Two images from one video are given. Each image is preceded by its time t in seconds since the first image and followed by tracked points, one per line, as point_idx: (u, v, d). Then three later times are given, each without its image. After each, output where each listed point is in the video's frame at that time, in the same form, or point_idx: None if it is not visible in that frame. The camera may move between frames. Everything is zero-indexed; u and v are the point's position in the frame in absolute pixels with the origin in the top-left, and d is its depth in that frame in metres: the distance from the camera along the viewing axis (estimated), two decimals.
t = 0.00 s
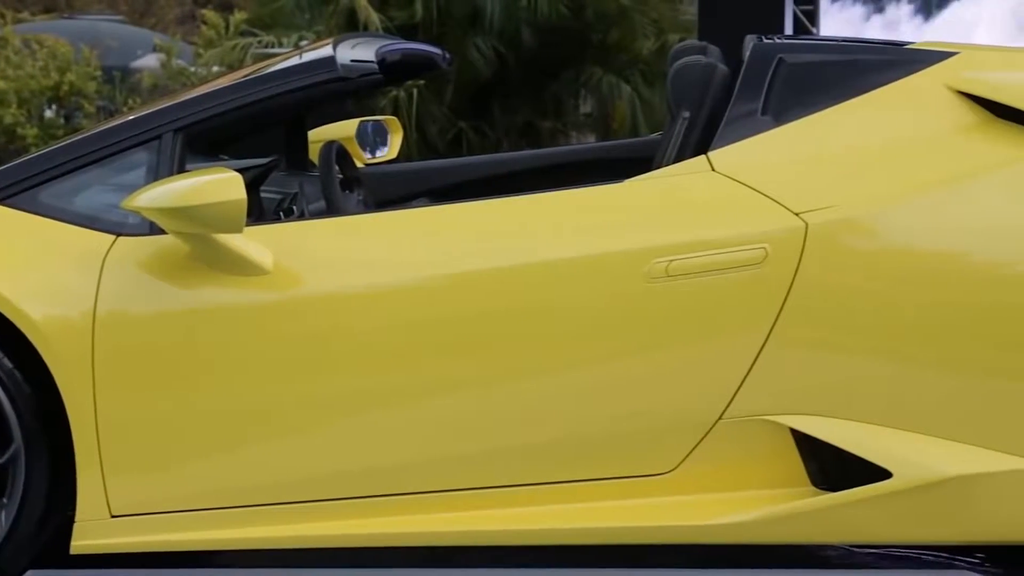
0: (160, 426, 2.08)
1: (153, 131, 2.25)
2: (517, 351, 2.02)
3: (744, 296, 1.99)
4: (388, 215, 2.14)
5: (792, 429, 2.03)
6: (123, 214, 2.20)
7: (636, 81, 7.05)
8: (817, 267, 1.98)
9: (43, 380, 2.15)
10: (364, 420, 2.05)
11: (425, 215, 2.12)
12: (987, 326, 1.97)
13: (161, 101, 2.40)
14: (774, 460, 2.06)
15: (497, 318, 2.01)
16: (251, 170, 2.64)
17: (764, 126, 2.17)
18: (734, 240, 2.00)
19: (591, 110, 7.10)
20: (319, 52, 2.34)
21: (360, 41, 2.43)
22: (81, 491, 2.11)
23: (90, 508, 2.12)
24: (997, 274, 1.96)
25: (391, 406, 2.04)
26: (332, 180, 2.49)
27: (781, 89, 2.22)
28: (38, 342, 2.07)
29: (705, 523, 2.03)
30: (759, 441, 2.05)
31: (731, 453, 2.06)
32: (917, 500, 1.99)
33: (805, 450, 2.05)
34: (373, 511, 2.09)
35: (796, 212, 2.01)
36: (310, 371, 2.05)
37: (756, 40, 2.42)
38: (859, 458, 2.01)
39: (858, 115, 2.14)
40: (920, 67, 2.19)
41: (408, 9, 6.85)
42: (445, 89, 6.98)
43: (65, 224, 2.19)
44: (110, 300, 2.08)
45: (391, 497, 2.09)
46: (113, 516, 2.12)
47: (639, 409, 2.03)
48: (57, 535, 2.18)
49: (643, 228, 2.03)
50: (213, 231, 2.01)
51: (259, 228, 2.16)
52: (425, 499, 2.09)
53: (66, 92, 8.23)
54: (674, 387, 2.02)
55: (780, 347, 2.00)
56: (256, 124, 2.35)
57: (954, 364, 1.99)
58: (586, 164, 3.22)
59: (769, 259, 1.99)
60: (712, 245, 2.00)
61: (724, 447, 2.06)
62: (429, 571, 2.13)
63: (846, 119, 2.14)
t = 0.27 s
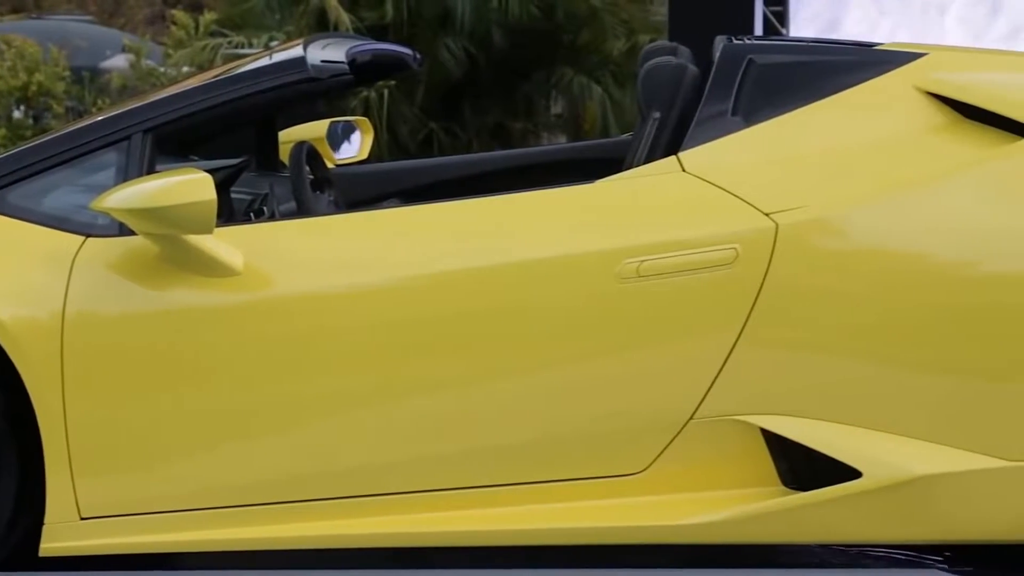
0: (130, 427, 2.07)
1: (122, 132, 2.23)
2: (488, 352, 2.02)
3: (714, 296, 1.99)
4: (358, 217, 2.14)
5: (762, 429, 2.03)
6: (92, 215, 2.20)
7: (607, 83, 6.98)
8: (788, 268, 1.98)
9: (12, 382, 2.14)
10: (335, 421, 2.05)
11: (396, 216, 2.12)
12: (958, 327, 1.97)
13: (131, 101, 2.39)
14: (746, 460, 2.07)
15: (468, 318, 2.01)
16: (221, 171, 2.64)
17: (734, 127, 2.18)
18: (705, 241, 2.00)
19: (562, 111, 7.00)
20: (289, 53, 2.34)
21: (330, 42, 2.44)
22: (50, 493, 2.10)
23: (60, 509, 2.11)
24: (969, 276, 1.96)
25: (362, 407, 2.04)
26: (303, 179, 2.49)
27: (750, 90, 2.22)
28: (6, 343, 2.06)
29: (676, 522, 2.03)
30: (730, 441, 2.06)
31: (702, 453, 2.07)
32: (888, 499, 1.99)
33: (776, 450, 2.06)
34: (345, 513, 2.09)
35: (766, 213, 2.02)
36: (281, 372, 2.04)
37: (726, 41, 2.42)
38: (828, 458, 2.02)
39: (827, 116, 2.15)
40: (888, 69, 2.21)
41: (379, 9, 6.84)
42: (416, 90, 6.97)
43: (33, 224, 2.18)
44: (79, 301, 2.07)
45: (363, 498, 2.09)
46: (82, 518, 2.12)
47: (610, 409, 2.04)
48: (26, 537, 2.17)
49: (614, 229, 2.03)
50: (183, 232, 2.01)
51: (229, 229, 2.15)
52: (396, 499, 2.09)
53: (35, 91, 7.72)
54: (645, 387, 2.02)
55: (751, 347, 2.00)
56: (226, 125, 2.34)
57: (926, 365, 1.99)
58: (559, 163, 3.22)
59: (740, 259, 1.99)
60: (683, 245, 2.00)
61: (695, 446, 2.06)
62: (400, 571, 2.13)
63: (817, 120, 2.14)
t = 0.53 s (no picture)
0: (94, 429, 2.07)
1: (86, 133, 2.22)
2: (454, 352, 2.01)
3: (679, 296, 1.99)
4: (323, 218, 2.14)
5: (729, 429, 2.04)
6: (56, 216, 2.20)
7: (570, 82, 6.99)
8: (753, 268, 1.99)
9: None
10: (300, 422, 2.04)
11: (360, 218, 2.12)
12: (924, 327, 1.97)
13: (94, 102, 2.38)
14: (712, 460, 2.07)
15: (434, 319, 2.01)
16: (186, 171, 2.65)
17: (699, 127, 2.18)
18: (670, 241, 2.00)
19: (527, 111, 7.08)
20: (254, 53, 2.33)
21: (295, 42, 2.44)
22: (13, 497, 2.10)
23: (23, 511, 2.11)
24: (933, 275, 1.96)
25: (328, 407, 2.04)
26: (268, 179, 2.48)
27: (714, 91, 2.23)
28: None
29: (641, 522, 2.04)
30: (695, 442, 2.06)
31: (668, 454, 2.07)
32: (852, 499, 2.00)
33: (741, 450, 2.06)
34: (310, 514, 2.09)
35: (732, 213, 2.02)
36: (246, 373, 2.04)
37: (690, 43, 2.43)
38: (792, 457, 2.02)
39: (792, 117, 2.16)
40: (852, 70, 2.23)
41: (343, 9, 6.82)
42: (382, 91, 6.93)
43: None
44: (42, 302, 2.07)
45: (328, 499, 2.08)
46: (46, 520, 2.12)
47: (576, 411, 2.04)
48: None
49: (580, 229, 2.03)
50: (148, 232, 2.00)
51: (194, 231, 2.15)
52: (362, 500, 2.08)
53: None
54: (610, 388, 2.03)
55: (716, 347, 2.00)
56: (190, 126, 2.33)
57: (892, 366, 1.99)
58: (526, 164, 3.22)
59: (704, 259, 1.99)
60: (648, 245, 2.00)
61: (660, 447, 2.06)
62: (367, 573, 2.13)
63: (781, 122, 2.15)
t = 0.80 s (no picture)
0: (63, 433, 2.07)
1: (53, 134, 2.21)
2: (424, 354, 2.02)
3: (648, 297, 2.00)
4: (292, 219, 2.13)
5: (697, 429, 2.04)
6: (22, 217, 2.20)
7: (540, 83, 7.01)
8: (721, 269, 1.99)
9: None
10: (271, 424, 2.05)
11: (328, 219, 2.11)
12: (892, 328, 1.97)
13: (61, 103, 2.37)
14: (681, 460, 2.08)
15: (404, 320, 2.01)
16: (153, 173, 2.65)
17: (668, 128, 2.19)
18: (638, 242, 2.00)
19: (496, 112, 7.09)
20: (222, 53, 2.32)
21: (263, 42, 2.44)
22: None
23: None
24: (901, 276, 1.96)
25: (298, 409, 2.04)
26: (236, 181, 2.47)
27: (683, 91, 2.24)
28: None
29: (612, 523, 2.04)
30: (664, 442, 2.07)
31: (637, 455, 2.08)
32: (822, 499, 2.00)
33: (710, 450, 2.07)
34: (282, 516, 2.10)
35: (700, 213, 2.02)
36: (216, 376, 2.04)
37: (659, 43, 2.43)
38: (762, 456, 2.03)
39: (760, 118, 2.16)
40: (820, 71, 2.24)
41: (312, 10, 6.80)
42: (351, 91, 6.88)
43: None
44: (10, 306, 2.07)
45: (300, 500, 2.09)
46: (13, 523, 2.13)
47: (546, 413, 2.04)
48: None
49: (549, 230, 2.03)
50: (115, 233, 1.99)
51: (163, 233, 2.15)
52: (334, 502, 2.09)
53: None
54: (579, 389, 2.03)
55: (685, 348, 2.01)
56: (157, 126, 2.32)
57: (860, 366, 1.99)
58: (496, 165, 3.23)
59: (674, 259, 1.99)
60: (617, 247, 2.00)
61: (629, 447, 2.07)
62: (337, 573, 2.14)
63: (749, 123, 2.16)
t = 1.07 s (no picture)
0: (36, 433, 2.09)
1: (19, 134, 2.20)
2: (394, 355, 2.02)
3: (617, 297, 2.00)
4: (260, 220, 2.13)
5: (666, 429, 2.04)
6: None
7: (510, 84, 6.96)
8: (690, 270, 1.99)
9: None
10: (240, 424, 2.05)
11: (297, 220, 2.11)
12: (861, 328, 1.97)
13: (28, 103, 2.37)
14: (650, 460, 2.09)
15: (373, 321, 2.01)
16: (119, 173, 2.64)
17: (636, 129, 2.19)
18: (607, 243, 2.00)
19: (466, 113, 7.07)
20: (189, 54, 2.32)
21: (231, 42, 2.43)
22: None
23: None
24: (870, 276, 1.96)
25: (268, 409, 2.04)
26: (203, 183, 2.46)
27: (652, 91, 2.24)
28: None
29: (583, 524, 2.04)
30: (634, 443, 2.07)
31: (606, 455, 2.08)
32: (789, 499, 2.01)
33: (679, 450, 2.07)
34: (251, 517, 2.09)
35: (669, 215, 2.02)
36: (186, 376, 2.05)
37: (628, 44, 2.43)
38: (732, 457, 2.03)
39: (728, 119, 2.17)
40: (788, 73, 2.25)
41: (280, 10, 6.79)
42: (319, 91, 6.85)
43: None
44: None
45: (270, 501, 2.09)
46: None
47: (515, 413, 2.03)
48: None
49: (518, 231, 2.03)
50: (81, 234, 1.98)
51: (132, 234, 2.15)
52: (301, 503, 2.09)
53: None
54: (548, 390, 2.03)
55: (653, 348, 2.01)
56: (125, 127, 2.31)
57: (828, 366, 2.00)
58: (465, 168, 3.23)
59: (642, 260, 1.99)
60: (585, 247, 2.00)
61: (599, 447, 2.07)
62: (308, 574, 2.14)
63: (718, 124, 2.16)
